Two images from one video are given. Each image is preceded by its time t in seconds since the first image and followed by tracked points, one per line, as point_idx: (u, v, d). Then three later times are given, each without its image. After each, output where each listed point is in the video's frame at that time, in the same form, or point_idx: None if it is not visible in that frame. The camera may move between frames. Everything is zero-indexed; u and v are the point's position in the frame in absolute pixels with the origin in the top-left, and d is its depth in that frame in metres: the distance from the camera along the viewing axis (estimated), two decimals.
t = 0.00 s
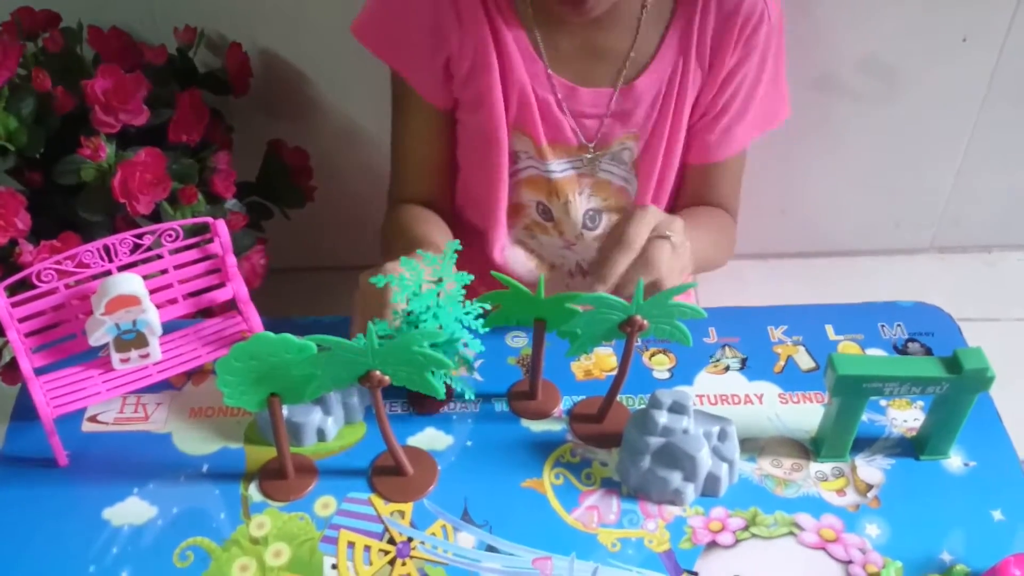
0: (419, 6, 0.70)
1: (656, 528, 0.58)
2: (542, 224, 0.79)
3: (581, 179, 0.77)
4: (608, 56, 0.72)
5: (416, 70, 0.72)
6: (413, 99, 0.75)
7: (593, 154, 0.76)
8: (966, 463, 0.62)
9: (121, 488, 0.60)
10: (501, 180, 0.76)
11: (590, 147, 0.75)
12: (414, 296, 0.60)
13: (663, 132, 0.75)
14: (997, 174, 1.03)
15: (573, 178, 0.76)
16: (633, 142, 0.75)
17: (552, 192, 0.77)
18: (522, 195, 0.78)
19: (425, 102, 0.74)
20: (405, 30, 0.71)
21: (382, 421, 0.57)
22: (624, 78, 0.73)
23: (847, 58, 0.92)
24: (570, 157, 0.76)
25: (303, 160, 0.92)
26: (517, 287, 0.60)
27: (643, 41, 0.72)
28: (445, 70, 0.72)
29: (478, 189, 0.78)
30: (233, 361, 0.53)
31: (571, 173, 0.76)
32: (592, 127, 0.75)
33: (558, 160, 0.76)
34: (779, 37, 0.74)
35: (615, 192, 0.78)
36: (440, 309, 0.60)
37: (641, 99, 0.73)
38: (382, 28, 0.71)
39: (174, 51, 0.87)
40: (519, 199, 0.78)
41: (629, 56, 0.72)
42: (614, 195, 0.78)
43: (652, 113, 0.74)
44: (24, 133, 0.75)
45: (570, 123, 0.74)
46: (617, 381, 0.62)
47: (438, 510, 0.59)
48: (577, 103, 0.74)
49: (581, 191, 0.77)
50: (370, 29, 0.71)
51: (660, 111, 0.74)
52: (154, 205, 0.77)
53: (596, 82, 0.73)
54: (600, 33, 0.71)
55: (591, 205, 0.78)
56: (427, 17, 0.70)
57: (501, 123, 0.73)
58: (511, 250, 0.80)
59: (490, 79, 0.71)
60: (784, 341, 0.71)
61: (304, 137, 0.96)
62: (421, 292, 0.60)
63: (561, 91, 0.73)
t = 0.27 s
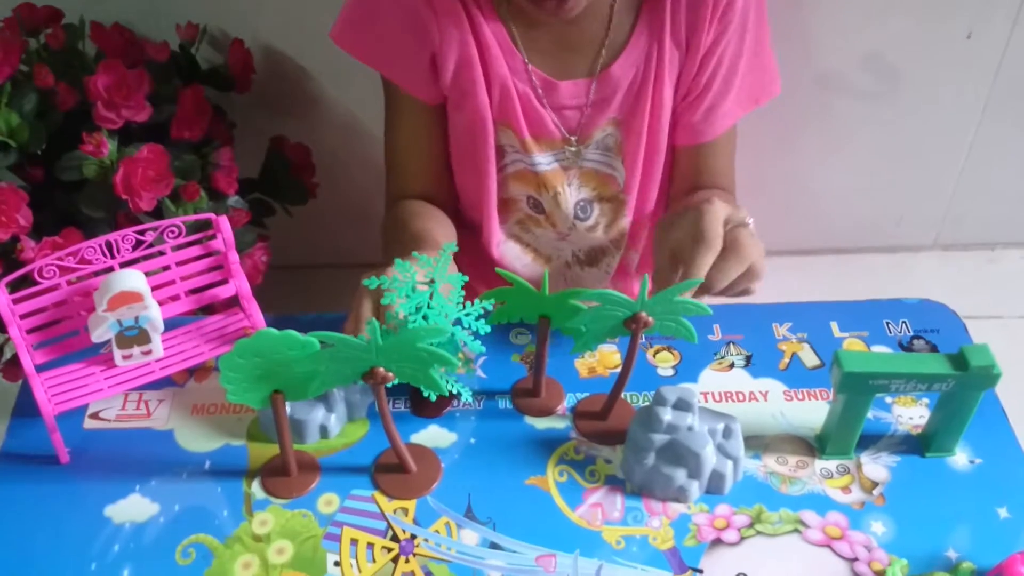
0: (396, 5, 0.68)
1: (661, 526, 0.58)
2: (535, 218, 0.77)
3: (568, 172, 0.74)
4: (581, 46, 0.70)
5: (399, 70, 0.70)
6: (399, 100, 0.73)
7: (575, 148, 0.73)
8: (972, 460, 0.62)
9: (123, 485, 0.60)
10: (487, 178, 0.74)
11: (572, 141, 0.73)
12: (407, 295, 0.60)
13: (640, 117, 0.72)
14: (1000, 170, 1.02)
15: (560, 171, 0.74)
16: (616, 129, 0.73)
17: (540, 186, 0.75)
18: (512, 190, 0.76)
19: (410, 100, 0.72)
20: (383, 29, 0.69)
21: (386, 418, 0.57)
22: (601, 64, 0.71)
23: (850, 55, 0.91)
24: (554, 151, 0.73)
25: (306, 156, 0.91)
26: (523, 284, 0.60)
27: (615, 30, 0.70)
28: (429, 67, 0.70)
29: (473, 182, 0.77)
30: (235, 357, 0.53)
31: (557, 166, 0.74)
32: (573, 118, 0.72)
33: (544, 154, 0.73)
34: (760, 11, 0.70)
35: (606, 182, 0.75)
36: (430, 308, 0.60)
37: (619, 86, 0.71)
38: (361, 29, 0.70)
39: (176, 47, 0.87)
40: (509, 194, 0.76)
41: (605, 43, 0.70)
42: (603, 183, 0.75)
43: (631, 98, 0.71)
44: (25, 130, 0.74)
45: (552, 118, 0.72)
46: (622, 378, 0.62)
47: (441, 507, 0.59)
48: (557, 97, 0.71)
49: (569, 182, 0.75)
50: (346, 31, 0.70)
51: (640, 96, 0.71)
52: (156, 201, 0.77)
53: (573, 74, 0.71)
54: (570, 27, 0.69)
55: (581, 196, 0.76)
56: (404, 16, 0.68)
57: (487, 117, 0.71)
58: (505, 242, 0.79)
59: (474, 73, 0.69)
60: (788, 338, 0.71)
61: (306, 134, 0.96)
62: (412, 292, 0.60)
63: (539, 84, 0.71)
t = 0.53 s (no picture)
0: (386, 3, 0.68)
1: (663, 521, 0.58)
2: (534, 213, 0.76)
3: (565, 165, 0.74)
4: (572, 38, 0.70)
5: (392, 68, 0.70)
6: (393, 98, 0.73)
7: (572, 140, 0.73)
8: (975, 456, 0.61)
9: (125, 479, 0.60)
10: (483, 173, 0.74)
11: (567, 133, 0.73)
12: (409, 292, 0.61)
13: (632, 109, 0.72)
14: (1002, 166, 1.02)
15: (557, 164, 0.74)
16: (610, 120, 0.73)
17: (537, 180, 0.74)
18: (510, 185, 0.75)
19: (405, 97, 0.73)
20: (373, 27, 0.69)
21: (388, 413, 0.57)
22: (593, 56, 0.71)
23: (851, 50, 0.91)
24: (550, 144, 0.73)
25: (307, 151, 0.91)
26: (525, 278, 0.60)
27: (604, 24, 0.70)
28: (422, 66, 0.70)
29: (472, 178, 0.76)
30: (237, 351, 0.53)
31: (554, 160, 0.74)
32: (566, 112, 0.72)
33: (539, 148, 0.73)
34: None
35: (603, 174, 0.75)
36: (432, 304, 0.60)
37: (610, 78, 0.71)
38: (353, 28, 0.70)
39: (177, 42, 0.86)
40: (507, 189, 0.76)
41: (595, 36, 0.70)
42: (600, 175, 0.75)
43: (623, 89, 0.71)
44: (25, 124, 0.74)
45: (545, 111, 0.72)
46: (624, 372, 0.62)
47: (443, 502, 0.59)
48: (550, 91, 0.71)
49: (567, 176, 0.74)
50: (338, 29, 0.70)
51: (632, 87, 0.71)
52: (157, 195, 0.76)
53: (565, 68, 0.71)
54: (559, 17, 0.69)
55: (580, 189, 0.75)
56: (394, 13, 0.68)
57: (481, 113, 0.71)
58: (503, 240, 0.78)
59: (465, 70, 0.69)
60: (791, 334, 0.71)
61: (306, 128, 0.96)
62: (414, 288, 0.61)
63: (531, 78, 0.71)
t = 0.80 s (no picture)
0: None
1: (663, 515, 0.58)
2: (525, 209, 0.78)
3: (555, 162, 0.75)
4: (562, 35, 0.71)
5: (383, 62, 0.72)
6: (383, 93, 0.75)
7: (562, 135, 0.74)
8: (976, 450, 0.61)
9: (123, 472, 0.59)
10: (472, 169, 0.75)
11: (558, 129, 0.73)
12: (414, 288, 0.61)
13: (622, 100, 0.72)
14: (1003, 161, 1.02)
15: (547, 161, 0.75)
16: (601, 115, 0.73)
17: (527, 176, 0.75)
18: (500, 182, 0.77)
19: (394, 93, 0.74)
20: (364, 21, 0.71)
21: (387, 406, 0.57)
22: (583, 51, 0.71)
23: (852, 44, 0.91)
24: (540, 140, 0.74)
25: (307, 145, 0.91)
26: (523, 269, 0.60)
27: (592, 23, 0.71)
28: (412, 63, 0.72)
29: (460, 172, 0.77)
30: (236, 343, 0.52)
31: (544, 156, 0.75)
32: (557, 108, 0.73)
33: (529, 144, 0.74)
34: None
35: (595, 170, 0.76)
36: (437, 297, 0.61)
37: (599, 74, 0.71)
38: (343, 27, 0.72)
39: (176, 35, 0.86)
40: (497, 187, 0.77)
41: (585, 31, 0.71)
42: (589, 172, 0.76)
43: (614, 83, 0.72)
44: (24, 115, 0.74)
45: (535, 107, 0.72)
46: (624, 366, 0.62)
47: (443, 495, 0.58)
48: (539, 88, 0.72)
49: (557, 173, 0.75)
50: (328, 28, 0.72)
51: (622, 80, 0.71)
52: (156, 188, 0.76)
53: (556, 64, 0.72)
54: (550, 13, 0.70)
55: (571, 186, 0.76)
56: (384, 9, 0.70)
57: (469, 110, 0.72)
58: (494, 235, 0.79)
59: (453, 66, 0.70)
60: (792, 328, 0.70)
61: (306, 122, 0.96)
62: (419, 284, 0.61)
63: (521, 75, 0.71)
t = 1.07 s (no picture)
0: None
1: (666, 510, 0.58)
2: (521, 205, 0.80)
3: (551, 157, 0.77)
4: (559, 30, 0.73)
5: (378, 58, 0.75)
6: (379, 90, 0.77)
7: (558, 130, 0.76)
8: (979, 446, 0.61)
9: (126, 466, 0.59)
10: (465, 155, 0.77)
11: (554, 124, 0.76)
12: (415, 285, 0.61)
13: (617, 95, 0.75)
14: (1006, 159, 1.02)
15: (543, 156, 0.77)
16: (596, 111, 0.76)
17: (522, 173, 0.78)
18: (495, 178, 0.79)
19: (388, 88, 0.77)
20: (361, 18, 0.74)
21: (389, 400, 0.57)
22: (578, 47, 0.74)
23: (855, 41, 0.91)
24: (536, 136, 0.77)
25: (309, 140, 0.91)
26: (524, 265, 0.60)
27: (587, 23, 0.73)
28: (405, 57, 0.75)
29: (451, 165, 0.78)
30: (239, 337, 0.52)
31: (540, 152, 0.77)
32: (552, 104, 0.76)
33: (524, 140, 0.77)
34: None
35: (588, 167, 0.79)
36: (440, 293, 0.60)
37: (595, 70, 0.74)
38: (337, 23, 0.75)
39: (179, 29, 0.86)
40: (492, 181, 0.79)
41: (582, 26, 0.73)
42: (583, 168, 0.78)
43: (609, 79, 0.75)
44: (26, 109, 0.74)
45: (530, 103, 0.75)
46: (627, 361, 0.62)
47: (445, 490, 0.58)
48: (534, 84, 0.75)
49: (552, 168, 0.78)
50: (326, 28, 0.75)
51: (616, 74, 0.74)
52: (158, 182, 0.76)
53: (553, 59, 0.74)
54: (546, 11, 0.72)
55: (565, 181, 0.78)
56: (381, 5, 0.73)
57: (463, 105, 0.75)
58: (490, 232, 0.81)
59: (447, 61, 0.73)
60: (795, 323, 0.70)
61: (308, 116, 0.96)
62: (420, 281, 0.61)
63: (517, 71, 0.74)
